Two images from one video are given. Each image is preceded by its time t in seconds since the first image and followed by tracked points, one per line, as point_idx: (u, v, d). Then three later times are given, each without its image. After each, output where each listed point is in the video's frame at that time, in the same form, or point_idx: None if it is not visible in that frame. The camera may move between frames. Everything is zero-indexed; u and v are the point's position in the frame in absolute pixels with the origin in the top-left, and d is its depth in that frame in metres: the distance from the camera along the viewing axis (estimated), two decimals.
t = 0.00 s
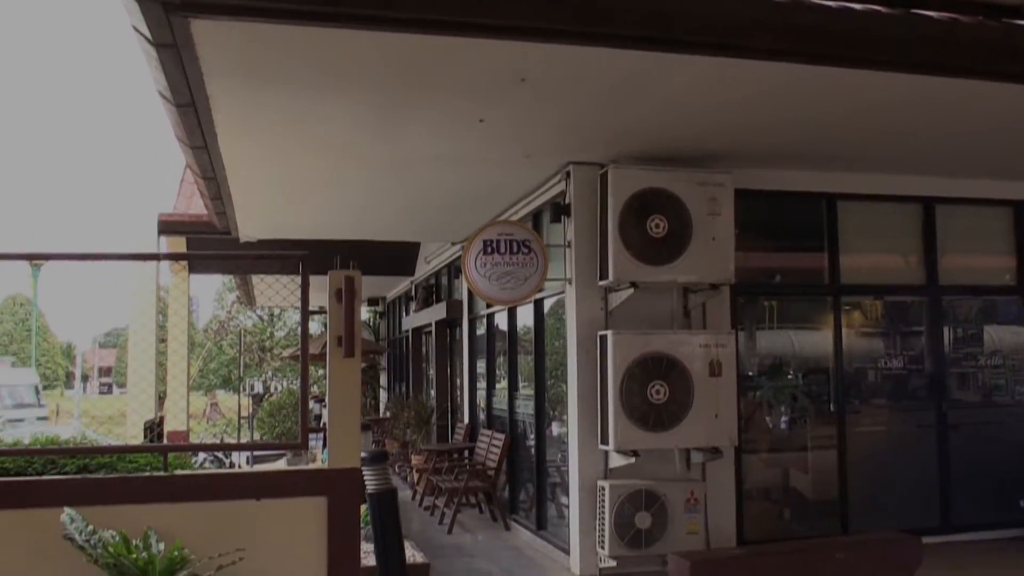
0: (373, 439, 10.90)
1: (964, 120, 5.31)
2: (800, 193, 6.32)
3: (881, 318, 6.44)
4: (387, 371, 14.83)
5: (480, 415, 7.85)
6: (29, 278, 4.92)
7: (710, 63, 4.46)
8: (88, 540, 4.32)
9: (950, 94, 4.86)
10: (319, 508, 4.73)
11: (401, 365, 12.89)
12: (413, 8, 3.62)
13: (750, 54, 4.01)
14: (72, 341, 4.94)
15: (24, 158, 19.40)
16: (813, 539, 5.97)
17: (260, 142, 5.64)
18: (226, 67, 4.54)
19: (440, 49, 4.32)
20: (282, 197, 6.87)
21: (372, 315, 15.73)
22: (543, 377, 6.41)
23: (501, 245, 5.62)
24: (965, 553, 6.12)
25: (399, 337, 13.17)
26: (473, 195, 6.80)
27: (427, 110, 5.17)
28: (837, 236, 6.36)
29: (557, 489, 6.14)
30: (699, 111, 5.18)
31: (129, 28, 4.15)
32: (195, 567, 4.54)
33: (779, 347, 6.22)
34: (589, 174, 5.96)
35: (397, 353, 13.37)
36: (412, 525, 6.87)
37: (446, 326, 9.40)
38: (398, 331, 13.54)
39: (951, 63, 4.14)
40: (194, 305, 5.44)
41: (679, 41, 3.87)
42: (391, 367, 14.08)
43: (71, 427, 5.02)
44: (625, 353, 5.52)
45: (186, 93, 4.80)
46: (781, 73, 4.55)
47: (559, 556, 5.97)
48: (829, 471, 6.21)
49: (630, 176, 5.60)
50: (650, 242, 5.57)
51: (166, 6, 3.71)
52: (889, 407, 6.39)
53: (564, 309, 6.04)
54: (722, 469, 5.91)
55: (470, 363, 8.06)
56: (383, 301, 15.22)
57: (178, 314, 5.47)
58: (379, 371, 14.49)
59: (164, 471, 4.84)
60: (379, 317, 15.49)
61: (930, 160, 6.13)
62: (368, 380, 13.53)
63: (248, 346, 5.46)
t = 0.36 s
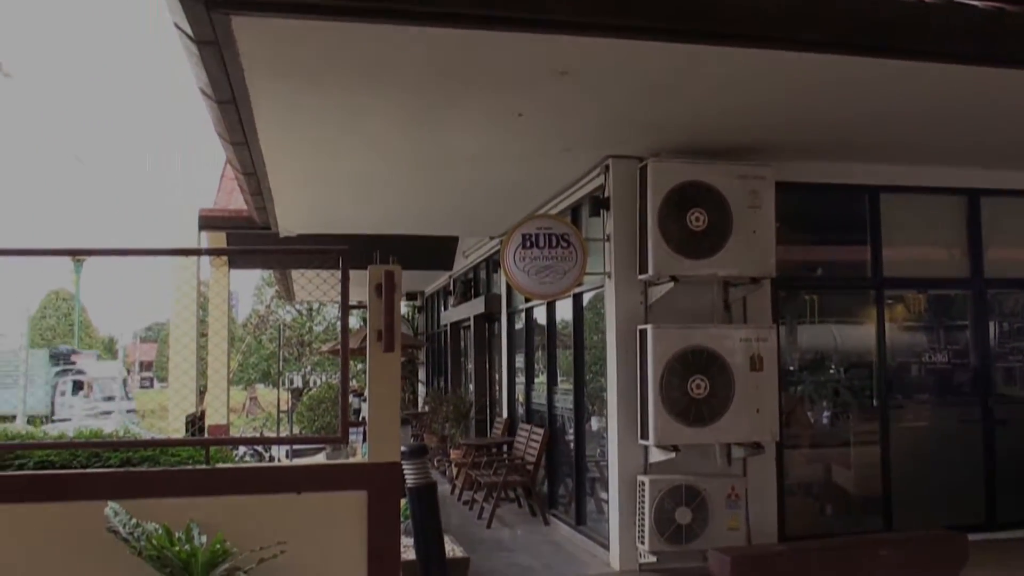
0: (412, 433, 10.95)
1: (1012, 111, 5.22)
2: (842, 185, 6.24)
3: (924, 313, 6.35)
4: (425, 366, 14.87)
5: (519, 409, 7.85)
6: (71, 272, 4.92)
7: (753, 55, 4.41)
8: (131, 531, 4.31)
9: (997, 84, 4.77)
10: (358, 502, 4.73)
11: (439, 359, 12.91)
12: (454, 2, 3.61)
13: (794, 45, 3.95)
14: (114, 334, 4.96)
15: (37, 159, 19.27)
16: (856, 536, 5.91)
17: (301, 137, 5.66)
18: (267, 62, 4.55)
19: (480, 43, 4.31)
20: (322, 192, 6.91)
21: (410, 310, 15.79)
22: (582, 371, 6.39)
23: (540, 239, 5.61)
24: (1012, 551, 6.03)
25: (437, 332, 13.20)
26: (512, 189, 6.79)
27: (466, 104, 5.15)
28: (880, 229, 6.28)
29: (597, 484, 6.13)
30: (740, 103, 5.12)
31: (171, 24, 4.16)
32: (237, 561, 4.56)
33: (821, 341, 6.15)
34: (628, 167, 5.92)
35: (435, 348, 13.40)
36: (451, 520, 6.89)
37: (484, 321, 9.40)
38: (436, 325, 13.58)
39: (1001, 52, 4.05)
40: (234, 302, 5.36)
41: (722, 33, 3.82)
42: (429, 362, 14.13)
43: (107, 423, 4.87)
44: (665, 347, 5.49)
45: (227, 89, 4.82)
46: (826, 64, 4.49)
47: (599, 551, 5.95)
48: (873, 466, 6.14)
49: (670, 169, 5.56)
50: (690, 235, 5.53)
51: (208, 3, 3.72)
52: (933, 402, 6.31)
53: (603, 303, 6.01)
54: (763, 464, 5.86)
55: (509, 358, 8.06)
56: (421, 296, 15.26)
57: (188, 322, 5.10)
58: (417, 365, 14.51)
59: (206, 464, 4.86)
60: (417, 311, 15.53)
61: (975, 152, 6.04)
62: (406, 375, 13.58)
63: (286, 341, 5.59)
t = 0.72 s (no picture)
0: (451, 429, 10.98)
1: None
2: (885, 176, 6.16)
3: (969, 304, 6.26)
4: (464, 361, 14.90)
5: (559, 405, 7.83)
6: (112, 270, 4.93)
7: (795, 45, 4.35)
8: (176, 527, 4.35)
9: None
10: (400, 497, 4.73)
11: (478, 354, 12.91)
12: None
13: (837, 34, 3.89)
14: (154, 331, 4.96)
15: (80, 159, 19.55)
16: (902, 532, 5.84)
17: (339, 134, 5.67)
18: (307, 59, 4.56)
19: (518, 37, 4.28)
20: (360, 188, 6.93)
21: (447, 305, 15.81)
22: (622, 366, 6.36)
23: (580, 233, 5.58)
24: None
25: (475, 326, 13.21)
26: (551, 183, 6.77)
27: (504, 98, 5.13)
28: (924, 220, 6.20)
29: (638, 480, 6.11)
30: (781, 94, 5.06)
31: (210, 24, 4.18)
32: (281, 557, 4.58)
33: (863, 334, 6.08)
34: (668, 160, 5.88)
35: (473, 343, 13.42)
36: (492, 515, 6.89)
37: (522, 315, 9.39)
38: (474, 320, 13.59)
39: None
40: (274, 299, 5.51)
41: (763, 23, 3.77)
42: (467, 357, 14.14)
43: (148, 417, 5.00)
44: (706, 341, 5.44)
45: (267, 87, 4.83)
46: (869, 53, 4.41)
47: (641, 547, 5.93)
48: (919, 461, 6.06)
49: (710, 162, 5.50)
50: (730, 228, 5.48)
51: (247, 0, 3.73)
52: (979, 396, 6.21)
53: (643, 297, 5.98)
54: (807, 458, 5.80)
55: (548, 354, 8.05)
56: (458, 291, 15.28)
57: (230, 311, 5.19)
58: (456, 360, 14.52)
59: (251, 460, 4.90)
60: (455, 306, 15.55)
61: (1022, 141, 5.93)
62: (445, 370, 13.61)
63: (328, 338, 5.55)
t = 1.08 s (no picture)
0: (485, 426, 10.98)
1: None
2: (926, 170, 6.07)
3: (1012, 301, 6.14)
4: (497, 359, 14.89)
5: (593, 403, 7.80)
6: (148, 267, 5.00)
7: (834, 37, 4.28)
8: (214, 522, 4.34)
9: None
10: (435, 494, 4.72)
11: (511, 352, 12.88)
12: None
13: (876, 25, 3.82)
14: (190, 326, 4.98)
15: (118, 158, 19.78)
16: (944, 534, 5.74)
17: (374, 131, 5.68)
18: (341, 56, 4.56)
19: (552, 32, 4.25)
20: (395, 185, 6.95)
21: (481, 302, 15.81)
22: (657, 363, 6.31)
23: (614, 229, 5.55)
24: None
25: (509, 323, 13.20)
26: (585, 179, 6.74)
27: (538, 94, 5.11)
28: (966, 215, 6.09)
29: (673, 478, 6.08)
30: (818, 88, 4.99)
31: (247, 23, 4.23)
32: (316, 552, 4.59)
33: (903, 331, 5.98)
34: (704, 156, 5.83)
35: (507, 340, 13.41)
36: (526, 513, 6.89)
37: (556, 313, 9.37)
38: (507, 317, 13.59)
39: None
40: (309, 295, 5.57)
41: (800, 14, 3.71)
42: (501, 354, 14.13)
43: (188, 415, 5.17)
44: (743, 338, 5.39)
45: (302, 85, 4.84)
46: (911, 45, 4.33)
47: (676, 545, 5.89)
48: (960, 460, 5.96)
49: (747, 157, 5.45)
50: (767, 224, 5.41)
51: None
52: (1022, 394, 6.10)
53: (679, 294, 5.94)
54: (845, 457, 5.73)
55: (582, 351, 8.02)
56: (492, 288, 15.27)
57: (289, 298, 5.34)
58: (489, 358, 14.50)
59: (286, 456, 4.92)
60: (488, 304, 15.55)
61: None
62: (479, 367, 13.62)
63: (362, 333, 5.75)
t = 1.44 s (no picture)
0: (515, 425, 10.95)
1: None
2: (964, 166, 5.95)
3: None
4: (527, 357, 14.85)
5: (624, 403, 7.74)
6: (179, 267, 5.03)
7: (869, 31, 4.21)
8: (246, 519, 4.35)
9: None
10: (464, 494, 4.70)
11: (542, 351, 12.84)
12: None
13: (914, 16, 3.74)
14: (219, 326, 5.06)
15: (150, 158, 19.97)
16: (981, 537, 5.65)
17: (403, 130, 5.66)
18: (369, 54, 4.54)
19: (581, 28, 4.22)
20: (424, 184, 6.93)
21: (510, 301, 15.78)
22: (688, 362, 6.25)
23: (644, 227, 5.50)
24: None
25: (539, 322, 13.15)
26: (615, 177, 6.69)
27: (567, 91, 5.07)
28: (1006, 211, 5.97)
29: (704, 479, 6.01)
30: (854, 82, 4.90)
31: (278, 21, 4.16)
32: (347, 550, 4.59)
33: (940, 331, 5.87)
34: (736, 152, 5.75)
35: (537, 339, 13.36)
36: (556, 513, 6.85)
37: (586, 311, 9.31)
38: (537, 316, 13.54)
39: None
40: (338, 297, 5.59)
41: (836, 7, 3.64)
42: (531, 353, 14.09)
43: (219, 412, 5.05)
44: (776, 336, 5.31)
45: (330, 84, 4.83)
46: (948, 37, 4.25)
47: (707, 547, 5.83)
48: (1000, 462, 5.86)
49: (780, 153, 5.37)
50: (800, 221, 5.33)
51: None
52: None
53: (710, 292, 5.87)
54: (880, 458, 5.63)
55: (612, 350, 7.96)
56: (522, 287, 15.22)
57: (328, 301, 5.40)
58: (520, 357, 14.47)
59: (316, 455, 4.92)
60: (518, 302, 15.51)
61: None
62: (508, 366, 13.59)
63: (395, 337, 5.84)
